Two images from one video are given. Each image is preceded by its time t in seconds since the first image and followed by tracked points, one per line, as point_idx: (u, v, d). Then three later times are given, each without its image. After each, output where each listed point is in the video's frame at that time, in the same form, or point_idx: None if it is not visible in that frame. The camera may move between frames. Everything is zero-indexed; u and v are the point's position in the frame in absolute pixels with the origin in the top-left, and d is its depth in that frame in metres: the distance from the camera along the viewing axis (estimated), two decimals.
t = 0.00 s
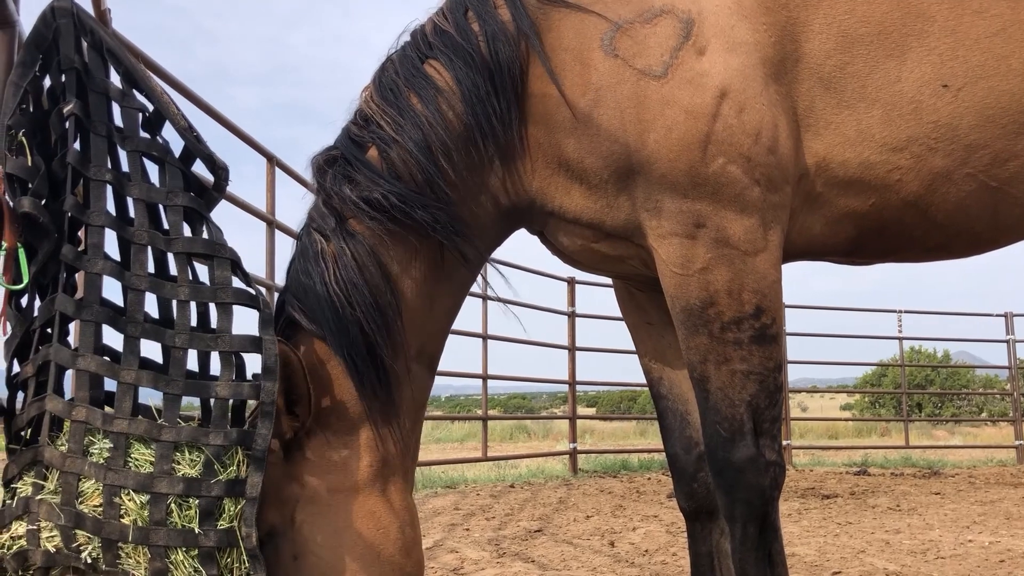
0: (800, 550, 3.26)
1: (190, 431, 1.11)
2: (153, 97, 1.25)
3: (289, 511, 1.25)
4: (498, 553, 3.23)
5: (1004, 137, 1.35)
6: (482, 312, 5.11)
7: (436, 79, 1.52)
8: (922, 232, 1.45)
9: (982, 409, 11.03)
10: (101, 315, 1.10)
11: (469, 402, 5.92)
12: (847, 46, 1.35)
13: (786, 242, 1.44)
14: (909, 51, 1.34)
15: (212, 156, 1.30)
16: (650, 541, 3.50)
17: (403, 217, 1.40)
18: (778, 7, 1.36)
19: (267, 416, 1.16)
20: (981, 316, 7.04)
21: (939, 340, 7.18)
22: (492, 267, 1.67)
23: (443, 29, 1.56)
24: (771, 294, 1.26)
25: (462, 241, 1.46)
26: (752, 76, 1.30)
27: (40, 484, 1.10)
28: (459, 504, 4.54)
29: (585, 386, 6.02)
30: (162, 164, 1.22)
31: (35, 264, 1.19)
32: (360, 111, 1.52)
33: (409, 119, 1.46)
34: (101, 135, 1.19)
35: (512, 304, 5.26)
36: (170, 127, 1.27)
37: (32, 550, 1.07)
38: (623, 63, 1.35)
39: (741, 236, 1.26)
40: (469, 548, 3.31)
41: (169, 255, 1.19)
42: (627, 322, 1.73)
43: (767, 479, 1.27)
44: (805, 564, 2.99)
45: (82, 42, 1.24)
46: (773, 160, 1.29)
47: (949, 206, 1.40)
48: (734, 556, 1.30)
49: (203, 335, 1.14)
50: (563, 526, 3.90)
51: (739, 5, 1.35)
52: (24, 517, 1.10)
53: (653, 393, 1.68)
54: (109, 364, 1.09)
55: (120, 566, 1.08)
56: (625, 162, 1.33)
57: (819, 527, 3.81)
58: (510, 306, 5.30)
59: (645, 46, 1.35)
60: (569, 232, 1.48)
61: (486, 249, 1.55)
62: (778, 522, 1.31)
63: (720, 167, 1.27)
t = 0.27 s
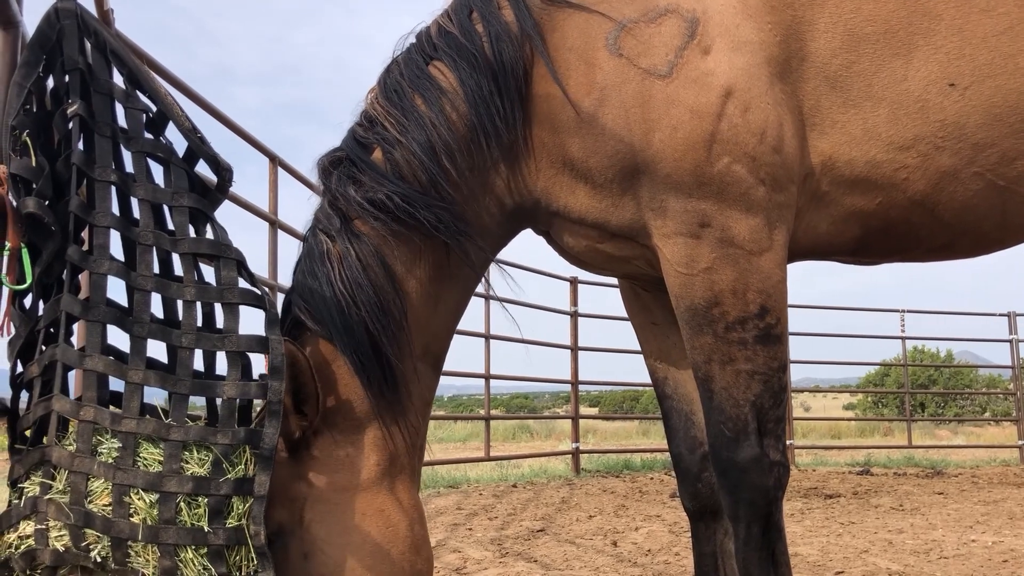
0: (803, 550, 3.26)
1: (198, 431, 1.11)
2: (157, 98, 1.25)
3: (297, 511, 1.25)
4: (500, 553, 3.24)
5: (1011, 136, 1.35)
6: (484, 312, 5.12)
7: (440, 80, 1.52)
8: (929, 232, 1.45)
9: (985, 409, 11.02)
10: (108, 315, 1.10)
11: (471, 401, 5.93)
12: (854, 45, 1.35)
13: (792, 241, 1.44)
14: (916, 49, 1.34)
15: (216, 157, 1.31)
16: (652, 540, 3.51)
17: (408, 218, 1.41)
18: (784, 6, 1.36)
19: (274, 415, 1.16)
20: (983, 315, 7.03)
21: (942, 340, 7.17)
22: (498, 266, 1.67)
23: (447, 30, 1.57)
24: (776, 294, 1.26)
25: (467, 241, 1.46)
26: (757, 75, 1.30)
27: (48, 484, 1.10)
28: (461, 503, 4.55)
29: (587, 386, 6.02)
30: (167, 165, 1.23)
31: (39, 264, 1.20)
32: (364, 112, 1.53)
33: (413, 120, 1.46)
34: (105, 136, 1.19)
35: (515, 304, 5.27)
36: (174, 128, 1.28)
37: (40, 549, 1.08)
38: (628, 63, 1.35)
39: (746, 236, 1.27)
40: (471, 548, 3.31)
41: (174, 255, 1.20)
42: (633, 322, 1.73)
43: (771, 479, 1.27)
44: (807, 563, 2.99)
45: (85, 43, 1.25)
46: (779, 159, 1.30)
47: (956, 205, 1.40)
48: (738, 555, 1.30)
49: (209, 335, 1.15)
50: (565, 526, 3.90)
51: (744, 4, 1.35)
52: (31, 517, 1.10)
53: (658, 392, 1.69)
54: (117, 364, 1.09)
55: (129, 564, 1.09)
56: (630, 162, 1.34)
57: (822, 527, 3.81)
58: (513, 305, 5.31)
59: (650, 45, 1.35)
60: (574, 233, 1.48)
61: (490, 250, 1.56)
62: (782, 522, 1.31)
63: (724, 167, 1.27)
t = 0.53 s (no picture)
0: (804, 551, 3.26)
1: (200, 431, 1.12)
2: (159, 100, 1.25)
3: (301, 510, 1.25)
4: (501, 553, 3.24)
5: (1015, 137, 1.35)
6: (486, 313, 5.12)
7: (444, 81, 1.53)
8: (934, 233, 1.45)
9: (987, 410, 11.01)
10: (110, 316, 1.11)
11: (472, 402, 5.93)
12: (858, 47, 1.35)
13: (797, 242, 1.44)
14: (921, 51, 1.34)
15: (217, 158, 1.31)
16: (653, 541, 3.51)
17: (412, 220, 1.41)
18: (788, 8, 1.36)
19: (275, 416, 1.17)
20: (985, 316, 7.03)
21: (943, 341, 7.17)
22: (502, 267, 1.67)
23: (450, 32, 1.57)
24: (779, 295, 1.26)
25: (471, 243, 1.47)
26: (761, 77, 1.30)
27: (50, 485, 1.10)
28: (462, 504, 4.55)
29: (588, 387, 6.02)
30: (169, 167, 1.23)
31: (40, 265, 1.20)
32: (368, 115, 1.53)
33: (417, 123, 1.47)
34: (107, 137, 1.19)
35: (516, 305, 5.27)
36: (175, 130, 1.28)
37: (42, 549, 1.08)
38: (632, 64, 1.35)
39: (750, 237, 1.27)
40: (472, 549, 3.32)
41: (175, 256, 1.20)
42: (636, 324, 1.73)
43: (774, 480, 1.27)
44: (808, 565, 2.99)
45: (87, 45, 1.25)
46: (783, 160, 1.30)
47: (961, 206, 1.40)
48: (741, 557, 1.30)
49: (211, 336, 1.15)
50: (566, 526, 3.90)
51: (748, 5, 1.35)
52: (33, 518, 1.10)
53: (661, 393, 1.69)
54: (118, 365, 1.09)
55: (131, 565, 1.09)
56: (633, 163, 1.34)
57: (822, 527, 3.82)
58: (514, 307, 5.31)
59: (655, 46, 1.35)
60: (578, 235, 1.49)
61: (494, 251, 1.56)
62: (784, 523, 1.31)
63: (729, 168, 1.27)
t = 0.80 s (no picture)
0: (804, 552, 3.25)
1: (199, 432, 1.12)
2: (159, 101, 1.26)
3: (303, 511, 1.24)
4: (501, 555, 3.24)
5: (1019, 139, 1.35)
6: (486, 314, 5.12)
7: (448, 81, 1.53)
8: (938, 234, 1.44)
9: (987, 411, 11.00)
10: (109, 317, 1.11)
11: (473, 403, 5.93)
12: (861, 48, 1.36)
13: (800, 243, 1.44)
14: (924, 52, 1.34)
15: (218, 159, 1.31)
16: (653, 543, 3.51)
17: (416, 220, 1.41)
18: (791, 9, 1.36)
19: (275, 417, 1.17)
20: (986, 318, 7.02)
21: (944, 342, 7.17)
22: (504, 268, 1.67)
23: (454, 32, 1.58)
24: (782, 297, 1.26)
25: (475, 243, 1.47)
26: (764, 78, 1.30)
27: (50, 485, 1.10)
28: (462, 505, 4.55)
29: (588, 388, 6.02)
30: (169, 167, 1.23)
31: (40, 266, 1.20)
32: (372, 115, 1.54)
33: (422, 123, 1.47)
34: (107, 138, 1.19)
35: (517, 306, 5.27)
36: (175, 130, 1.28)
37: (41, 550, 1.08)
38: (635, 65, 1.35)
39: (752, 238, 1.27)
40: (472, 550, 3.31)
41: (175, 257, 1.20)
42: (638, 325, 1.73)
43: (775, 481, 1.27)
44: (808, 566, 2.99)
45: (87, 45, 1.25)
46: (786, 161, 1.30)
47: (965, 207, 1.40)
48: (742, 558, 1.30)
49: (211, 337, 1.15)
50: (566, 528, 3.90)
51: (751, 6, 1.35)
52: (32, 519, 1.10)
53: (662, 395, 1.69)
54: (118, 366, 1.09)
55: (130, 566, 1.09)
56: (636, 164, 1.34)
57: (823, 529, 3.81)
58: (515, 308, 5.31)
59: (658, 47, 1.35)
60: (580, 236, 1.49)
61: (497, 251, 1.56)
62: (785, 525, 1.31)
63: (732, 169, 1.27)
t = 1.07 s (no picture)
0: (805, 553, 3.25)
1: (198, 433, 1.12)
2: (159, 101, 1.26)
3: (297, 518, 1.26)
4: (501, 556, 3.24)
5: None
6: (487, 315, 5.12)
7: (450, 81, 1.53)
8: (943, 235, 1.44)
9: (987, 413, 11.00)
10: (109, 318, 1.11)
11: (473, 404, 5.93)
12: (866, 49, 1.35)
13: (804, 244, 1.44)
14: (929, 54, 1.34)
15: (218, 160, 1.31)
16: (653, 544, 3.50)
17: (415, 221, 1.41)
18: (796, 9, 1.36)
19: (274, 418, 1.17)
20: (986, 319, 7.02)
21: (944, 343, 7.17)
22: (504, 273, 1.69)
23: (456, 32, 1.58)
24: (784, 298, 1.26)
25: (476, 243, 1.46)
26: (769, 78, 1.30)
27: (48, 486, 1.10)
28: (462, 506, 4.54)
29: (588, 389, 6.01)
30: (169, 168, 1.23)
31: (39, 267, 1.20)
32: (374, 116, 1.54)
33: (422, 123, 1.47)
34: (107, 139, 1.19)
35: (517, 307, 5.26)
36: (175, 131, 1.28)
37: (40, 551, 1.08)
38: (640, 64, 1.35)
39: (756, 239, 1.27)
40: (471, 551, 3.31)
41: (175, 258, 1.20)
42: (639, 327, 1.73)
43: (778, 483, 1.27)
44: (808, 567, 2.99)
45: (87, 46, 1.26)
46: (791, 162, 1.30)
47: (970, 208, 1.39)
48: (743, 560, 1.30)
49: (210, 337, 1.16)
50: (566, 529, 3.90)
51: (756, 7, 1.35)
52: (31, 520, 1.10)
53: (664, 396, 1.69)
54: (118, 367, 1.09)
55: (127, 567, 1.09)
56: (639, 164, 1.34)
57: (823, 530, 3.81)
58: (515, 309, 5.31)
59: (662, 46, 1.35)
60: (581, 237, 1.49)
61: (501, 251, 1.56)
62: (787, 526, 1.31)
63: (735, 169, 1.27)
